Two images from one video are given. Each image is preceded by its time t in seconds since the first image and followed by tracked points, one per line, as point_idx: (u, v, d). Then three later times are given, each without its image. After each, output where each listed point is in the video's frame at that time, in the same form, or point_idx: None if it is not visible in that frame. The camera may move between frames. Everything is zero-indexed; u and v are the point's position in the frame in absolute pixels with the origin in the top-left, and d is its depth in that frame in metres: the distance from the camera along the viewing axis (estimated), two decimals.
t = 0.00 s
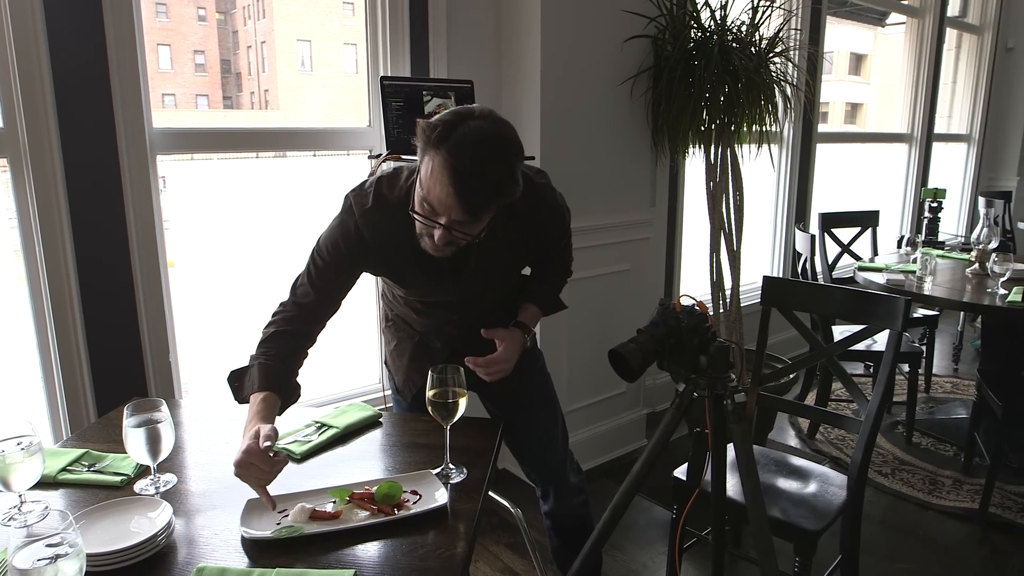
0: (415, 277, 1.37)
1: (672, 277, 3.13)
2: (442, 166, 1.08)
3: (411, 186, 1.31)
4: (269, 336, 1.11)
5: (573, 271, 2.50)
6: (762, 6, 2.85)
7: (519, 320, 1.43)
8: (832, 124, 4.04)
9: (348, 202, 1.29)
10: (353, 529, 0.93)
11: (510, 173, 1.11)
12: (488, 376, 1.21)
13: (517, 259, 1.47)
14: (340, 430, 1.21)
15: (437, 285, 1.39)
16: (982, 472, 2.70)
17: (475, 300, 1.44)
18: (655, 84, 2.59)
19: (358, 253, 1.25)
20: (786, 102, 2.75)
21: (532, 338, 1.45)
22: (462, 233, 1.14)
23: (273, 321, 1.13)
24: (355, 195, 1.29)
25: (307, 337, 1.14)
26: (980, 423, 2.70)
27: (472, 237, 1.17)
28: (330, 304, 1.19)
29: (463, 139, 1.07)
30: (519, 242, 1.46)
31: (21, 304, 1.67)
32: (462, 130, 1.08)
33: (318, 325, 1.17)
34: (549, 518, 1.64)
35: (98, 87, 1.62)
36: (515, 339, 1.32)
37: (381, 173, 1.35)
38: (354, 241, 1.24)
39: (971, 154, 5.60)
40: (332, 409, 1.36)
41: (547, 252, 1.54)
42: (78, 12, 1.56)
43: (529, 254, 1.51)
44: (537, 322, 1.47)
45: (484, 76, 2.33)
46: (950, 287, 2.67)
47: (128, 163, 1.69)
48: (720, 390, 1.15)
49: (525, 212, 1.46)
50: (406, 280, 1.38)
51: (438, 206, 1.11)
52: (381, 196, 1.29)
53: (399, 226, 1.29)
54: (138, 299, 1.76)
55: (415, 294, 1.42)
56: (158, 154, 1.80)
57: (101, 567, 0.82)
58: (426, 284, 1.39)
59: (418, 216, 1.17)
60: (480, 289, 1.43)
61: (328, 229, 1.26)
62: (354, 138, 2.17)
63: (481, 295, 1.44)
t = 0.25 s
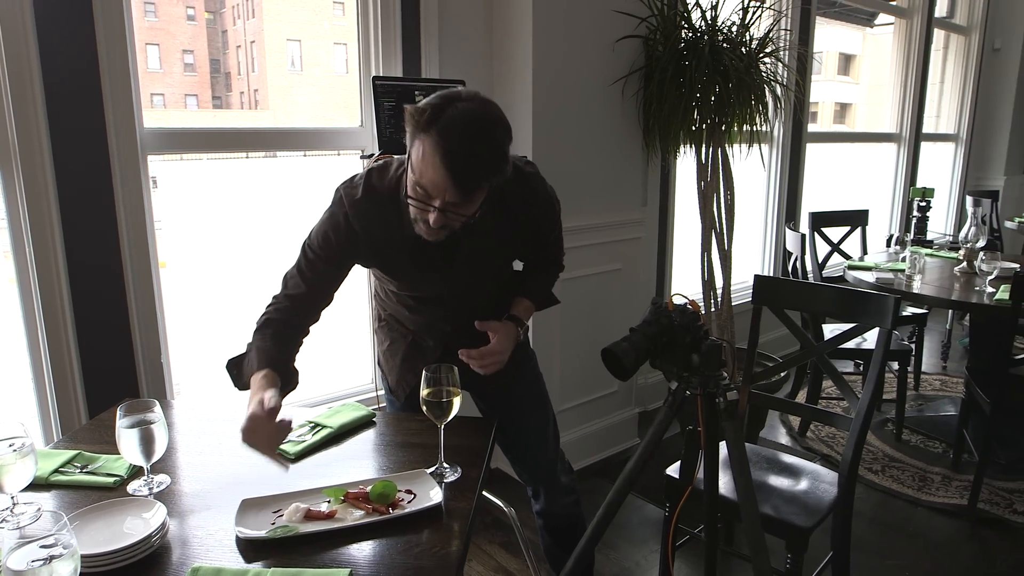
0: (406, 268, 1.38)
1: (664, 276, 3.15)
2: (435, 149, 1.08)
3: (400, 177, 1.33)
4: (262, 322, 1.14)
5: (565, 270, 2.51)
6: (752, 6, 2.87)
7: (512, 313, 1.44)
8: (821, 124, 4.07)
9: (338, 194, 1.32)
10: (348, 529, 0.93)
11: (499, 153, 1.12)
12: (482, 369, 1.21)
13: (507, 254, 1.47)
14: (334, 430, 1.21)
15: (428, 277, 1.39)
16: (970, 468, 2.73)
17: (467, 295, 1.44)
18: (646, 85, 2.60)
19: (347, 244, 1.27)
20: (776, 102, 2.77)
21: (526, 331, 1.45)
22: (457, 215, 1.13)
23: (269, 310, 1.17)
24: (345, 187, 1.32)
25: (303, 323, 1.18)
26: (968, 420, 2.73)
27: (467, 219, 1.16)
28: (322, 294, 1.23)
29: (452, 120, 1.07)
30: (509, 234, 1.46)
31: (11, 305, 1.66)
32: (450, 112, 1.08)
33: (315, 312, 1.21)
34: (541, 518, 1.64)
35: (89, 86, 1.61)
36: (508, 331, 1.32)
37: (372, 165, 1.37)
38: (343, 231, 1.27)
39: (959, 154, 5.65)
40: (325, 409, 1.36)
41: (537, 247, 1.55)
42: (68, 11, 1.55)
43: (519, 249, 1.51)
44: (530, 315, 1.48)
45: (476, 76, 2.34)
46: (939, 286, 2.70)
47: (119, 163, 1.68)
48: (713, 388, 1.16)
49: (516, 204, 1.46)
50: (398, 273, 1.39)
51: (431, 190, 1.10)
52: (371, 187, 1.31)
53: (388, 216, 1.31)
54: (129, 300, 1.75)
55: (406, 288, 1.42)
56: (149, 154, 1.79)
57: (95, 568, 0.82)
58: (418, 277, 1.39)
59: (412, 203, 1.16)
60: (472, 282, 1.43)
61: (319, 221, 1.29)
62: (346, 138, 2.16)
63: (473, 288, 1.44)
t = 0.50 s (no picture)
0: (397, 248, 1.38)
1: (658, 275, 3.16)
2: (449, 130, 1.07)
3: (382, 156, 1.36)
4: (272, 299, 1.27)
5: (559, 270, 2.51)
6: (745, 7, 2.88)
7: (508, 294, 1.44)
8: (813, 124, 4.10)
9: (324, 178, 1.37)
10: (345, 528, 0.93)
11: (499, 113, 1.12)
12: (483, 351, 1.23)
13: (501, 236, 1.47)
14: (330, 430, 1.21)
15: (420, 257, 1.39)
16: (961, 466, 2.75)
17: (460, 277, 1.43)
18: (640, 85, 2.61)
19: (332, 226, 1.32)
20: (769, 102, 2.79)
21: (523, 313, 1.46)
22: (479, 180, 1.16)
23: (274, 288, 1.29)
24: (331, 171, 1.37)
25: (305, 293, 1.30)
26: (959, 418, 2.76)
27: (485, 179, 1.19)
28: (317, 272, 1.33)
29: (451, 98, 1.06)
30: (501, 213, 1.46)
31: (5, 307, 1.65)
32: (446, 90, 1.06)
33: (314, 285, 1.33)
34: (535, 517, 1.64)
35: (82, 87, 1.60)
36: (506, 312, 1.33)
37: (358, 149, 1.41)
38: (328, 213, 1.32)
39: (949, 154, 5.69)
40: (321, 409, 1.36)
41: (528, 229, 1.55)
42: (61, 11, 1.55)
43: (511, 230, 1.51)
44: (526, 295, 1.49)
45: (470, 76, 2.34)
46: (930, 284, 2.72)
47: (113, 164, 1.67)
48: (707, 386, 1.16)
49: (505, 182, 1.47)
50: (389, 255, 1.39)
51: (453, 168, 1.11)
52: (353, 167, 1.35)
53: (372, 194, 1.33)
54: (124, 301, 1.74)
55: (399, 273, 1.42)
56: (143, 154, 1.78)
57: (93, 568, 0.82)
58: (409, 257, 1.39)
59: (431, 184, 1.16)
60: (466, 263, 1.43)
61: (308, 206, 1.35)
62: (340, 138, 2.16)
63: (467, 269, 1.44)
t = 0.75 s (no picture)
0: (391, 238, 1.37)
1: (651, 275, 3.17)
2: (441, 99, 1.10)
3: (366, 149, 1.36)
4: (293, 296, 1.37)
5: (553, 269, 2.52)
6: (737, 8, 2.90)
7: (503, 270, 1.48)
8: (803, 124, 4.13)
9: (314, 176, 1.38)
10: (344, 527, 0.94)
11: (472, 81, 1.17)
12: (489, 328, 1.29)
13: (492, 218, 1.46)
14: (326, 429, 1.21)
15: (416, 244, 1.38)
16: (951, 462, 2.78)
17: (456, 260, 1.43)
18: (632, 85, 2.62)
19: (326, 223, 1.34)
20: (760, 102, 2.81)
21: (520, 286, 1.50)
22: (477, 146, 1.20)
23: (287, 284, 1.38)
24: (319, 170, 1.38)
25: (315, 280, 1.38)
26: (949, 415, 2.79)
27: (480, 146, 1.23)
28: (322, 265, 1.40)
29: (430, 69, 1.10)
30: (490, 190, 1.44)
31: None
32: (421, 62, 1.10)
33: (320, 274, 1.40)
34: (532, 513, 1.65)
35: (76, 86, 1.59)
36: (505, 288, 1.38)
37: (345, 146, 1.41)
38: (319, 210, 1.33)
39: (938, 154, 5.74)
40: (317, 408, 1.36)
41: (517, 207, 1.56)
42: (53, 11, 1.54)
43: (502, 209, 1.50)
44: (521, 269, 1.51)
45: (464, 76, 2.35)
46: (920, 283, 2.74)
47: (107, 164, 1.67)
48: (702, 384, 1.18)
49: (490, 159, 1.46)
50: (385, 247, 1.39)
51: (454, 139, 1.14)
52: (339, 163, 1.36)
53: (360, 188, 1.33)
54: (118, 301, 1.74)
55: (395, 264, 1.41)
56: (137, 155, 1.78)
57: (92, 568, 0.82)
58: (404, 246, 1.38)
59: (434, 161, 1.18)
60: (461, 244, 1.42)
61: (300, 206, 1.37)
62: (334, 138, 2.16)
63: (463, 251, 1.43)
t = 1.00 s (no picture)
0: (394, 225, 1.39)
1: (639, 274, 3.19)
2: (428, 78, 1.12)
3: (376, 138, 1.40)
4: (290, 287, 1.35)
5: (542, 268, 2.54)
6: (723, 9, 2.92)
7: (503, 267, 1.50)
8: (789, 124, 4.17)
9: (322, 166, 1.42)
10: (338, 525, 0.94)
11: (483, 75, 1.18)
12: (488, 323, 1.31)
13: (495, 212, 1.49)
14: (319, 429, 1.21)
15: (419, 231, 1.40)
16: (935, 457, 2.82)
17: (459, 252, 1.44)
18: (621, 86, 2.64)
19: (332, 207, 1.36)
20: (747, 102, 2.83)
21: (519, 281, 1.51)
22: (460, 139, 1.19)
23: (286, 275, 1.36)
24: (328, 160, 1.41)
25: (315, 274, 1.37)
26: (932, 411, 2.83)
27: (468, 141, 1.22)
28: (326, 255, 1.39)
29: (436, 50, 1.12)
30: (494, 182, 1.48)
31: None
32: (433, 42, 1.13)
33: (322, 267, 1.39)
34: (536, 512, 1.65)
35: (63, 87, 1.58)
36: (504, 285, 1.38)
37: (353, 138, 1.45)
38: (326, 195, 1.36)
39: (921, 153, 5.81)
40: (309, 408, 1.36)
41: (518, 203, 1.59)
42: (39, 10, 1.53)
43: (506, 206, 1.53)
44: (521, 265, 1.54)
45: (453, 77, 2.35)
46: (904, 281, 2.78)
47: (95, 165, 1.66)
48: (691, 381, 1.19)
49: (496, 151, 1.50)
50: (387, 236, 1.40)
51: (434, 119, 1.15)
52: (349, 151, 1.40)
53: (368, 174, 1.37)
54: (106, 303, 1.73)
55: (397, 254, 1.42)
56: (125, 155, 1.77)
57: (86, 569, 0.81)
58: (407, 233, 1.40)
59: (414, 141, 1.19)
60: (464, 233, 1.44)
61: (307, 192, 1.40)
62: (323, 138, 2.16)
63: (466, 241, 1.45)
